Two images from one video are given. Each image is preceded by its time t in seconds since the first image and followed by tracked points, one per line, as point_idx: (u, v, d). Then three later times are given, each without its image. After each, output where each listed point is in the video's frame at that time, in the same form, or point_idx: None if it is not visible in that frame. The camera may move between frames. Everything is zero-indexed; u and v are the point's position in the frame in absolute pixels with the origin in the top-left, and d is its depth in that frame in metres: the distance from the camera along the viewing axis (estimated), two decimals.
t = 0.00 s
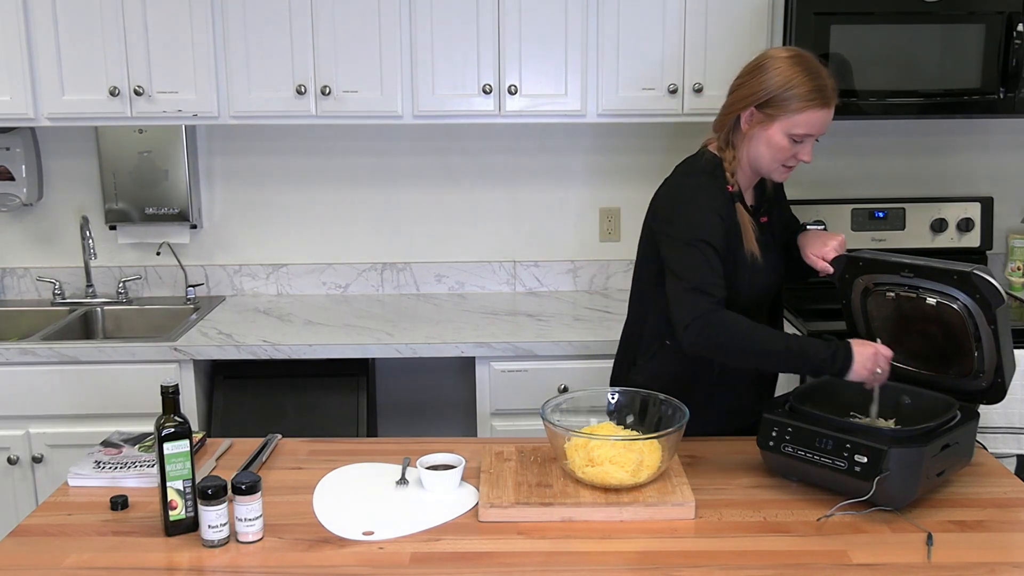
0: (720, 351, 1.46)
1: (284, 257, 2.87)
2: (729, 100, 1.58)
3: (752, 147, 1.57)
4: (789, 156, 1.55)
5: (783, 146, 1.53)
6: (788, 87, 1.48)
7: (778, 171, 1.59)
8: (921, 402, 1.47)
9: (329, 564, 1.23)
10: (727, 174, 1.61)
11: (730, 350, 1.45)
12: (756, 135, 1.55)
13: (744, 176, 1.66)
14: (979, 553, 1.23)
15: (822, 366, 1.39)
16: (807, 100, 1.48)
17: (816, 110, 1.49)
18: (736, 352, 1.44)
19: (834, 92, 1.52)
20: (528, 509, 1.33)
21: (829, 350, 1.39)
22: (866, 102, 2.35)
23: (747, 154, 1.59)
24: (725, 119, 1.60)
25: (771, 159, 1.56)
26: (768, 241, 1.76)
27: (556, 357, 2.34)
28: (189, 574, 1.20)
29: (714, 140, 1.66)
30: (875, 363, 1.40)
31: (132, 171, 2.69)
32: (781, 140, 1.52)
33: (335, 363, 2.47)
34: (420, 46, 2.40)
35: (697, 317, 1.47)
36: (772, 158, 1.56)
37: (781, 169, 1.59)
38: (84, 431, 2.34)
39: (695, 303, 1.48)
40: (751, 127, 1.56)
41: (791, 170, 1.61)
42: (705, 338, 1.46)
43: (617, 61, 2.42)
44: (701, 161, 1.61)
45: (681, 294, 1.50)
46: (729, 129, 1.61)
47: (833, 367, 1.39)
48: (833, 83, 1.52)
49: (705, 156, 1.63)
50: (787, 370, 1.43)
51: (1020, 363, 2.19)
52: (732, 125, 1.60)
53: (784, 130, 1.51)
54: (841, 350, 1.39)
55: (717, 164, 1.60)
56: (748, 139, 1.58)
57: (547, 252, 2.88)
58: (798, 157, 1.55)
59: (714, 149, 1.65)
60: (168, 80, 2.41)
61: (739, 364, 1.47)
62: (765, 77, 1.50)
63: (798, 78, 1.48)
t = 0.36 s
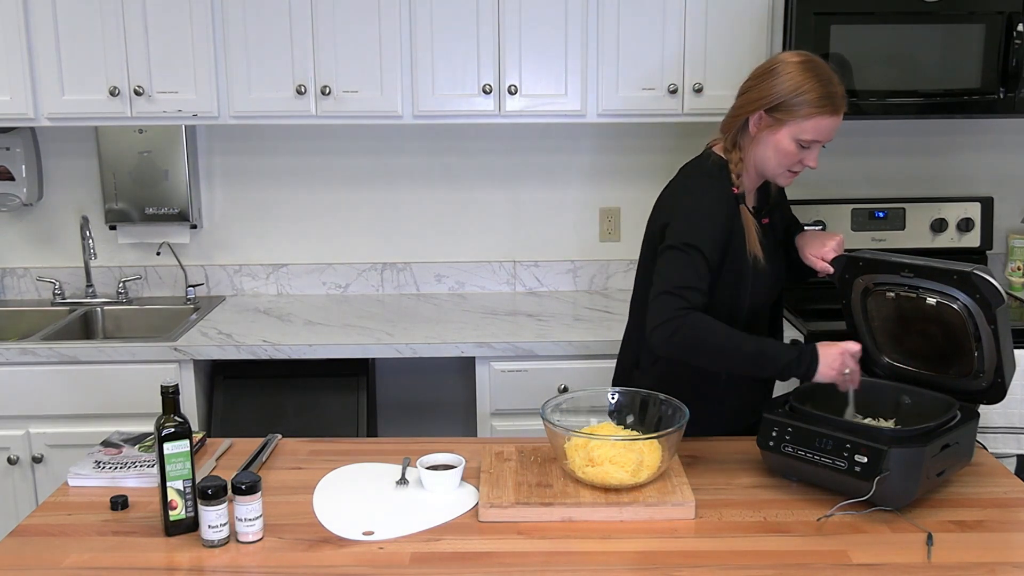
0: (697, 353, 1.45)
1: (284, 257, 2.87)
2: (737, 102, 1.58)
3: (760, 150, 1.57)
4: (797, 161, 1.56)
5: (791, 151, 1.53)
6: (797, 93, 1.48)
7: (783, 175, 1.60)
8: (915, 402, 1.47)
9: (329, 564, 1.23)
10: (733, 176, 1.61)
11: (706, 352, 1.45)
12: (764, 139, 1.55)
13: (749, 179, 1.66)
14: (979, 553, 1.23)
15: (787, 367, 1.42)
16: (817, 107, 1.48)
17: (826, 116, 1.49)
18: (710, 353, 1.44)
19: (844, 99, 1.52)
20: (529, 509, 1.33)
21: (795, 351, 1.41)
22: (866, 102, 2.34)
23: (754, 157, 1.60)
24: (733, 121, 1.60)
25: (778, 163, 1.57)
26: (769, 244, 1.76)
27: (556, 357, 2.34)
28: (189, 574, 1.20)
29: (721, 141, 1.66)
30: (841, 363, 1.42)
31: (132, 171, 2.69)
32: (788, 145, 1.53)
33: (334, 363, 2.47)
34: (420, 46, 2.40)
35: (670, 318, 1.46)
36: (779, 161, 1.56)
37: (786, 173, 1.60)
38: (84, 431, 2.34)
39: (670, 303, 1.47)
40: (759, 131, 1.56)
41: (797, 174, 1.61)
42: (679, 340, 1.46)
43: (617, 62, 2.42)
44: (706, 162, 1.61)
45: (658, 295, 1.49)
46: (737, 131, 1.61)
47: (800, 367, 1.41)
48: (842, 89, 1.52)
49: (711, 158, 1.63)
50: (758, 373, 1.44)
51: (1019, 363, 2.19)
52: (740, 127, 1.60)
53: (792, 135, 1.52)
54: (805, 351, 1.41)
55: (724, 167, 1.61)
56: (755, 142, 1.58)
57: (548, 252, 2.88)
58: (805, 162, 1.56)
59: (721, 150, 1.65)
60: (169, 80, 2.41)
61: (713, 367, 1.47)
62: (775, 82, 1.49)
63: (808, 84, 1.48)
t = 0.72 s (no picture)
0: (719, 347, 1.47)
1: (284, 257, 2.87)
2: (735, 103, 1.58)
3: (757, 151, 1.57)
4: (793, 162, 1.56)
5: (788, 152, 1.54)
6: (794, 95, 1.48)
7: (781, 175, 1.60)
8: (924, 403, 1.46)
9: (329, 564, 1.23)
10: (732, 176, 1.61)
11: (731, 346, 1.46)
12: (761, 139, 1.56)
13: (747, 180, 1.66)
14: (979, 553, 1.23)
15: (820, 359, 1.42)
16: (814, 108, 1.48)
17: (822, 118, 1.50)
18: (733, 345, 1.46)
19: (840, 99, 1.52)
20: (528, 509, 1.33)
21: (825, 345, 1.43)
22: (866, 102, 2.34)
23: (752, 157, 1.60)
24: (731, 121, 1.59)
25: (775, 163, 1.57)
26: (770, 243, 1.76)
27: (556, 357, 2.34)
28: (189, 574, 1.20)
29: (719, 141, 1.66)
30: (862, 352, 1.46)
31: (132, 171, 2.69)
32: (786, 146, 1.53)
33: (334, 363, 2.47)
34: (420, 46, 2.40)
35: (696, 312, 1.48)
36: (776, 162, 1.56)
37: (784, 173, 1.60)
38: (84, 431, 2.34)
39: (693, 297, 1.49)
40: (756, 131, 1.56)
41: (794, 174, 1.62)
42: (704, 334, 1.47)
43: (617, 62, 2.42)
44: (706, 163, 1.61)
45: (678, 290, 1.51)
46: (734, 132, 1.60)
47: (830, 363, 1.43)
48: (839, 90, 1.52)
49: (709, 158, 1.63)
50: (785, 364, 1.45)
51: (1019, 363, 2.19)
52: (737, 127, 1.59)
53: (789, 136, 1.52)
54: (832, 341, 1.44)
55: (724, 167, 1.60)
56: (752, 143, 1.58)
57: (548, 252, 2.88)
58: (802, 162, 1.56)
59: (719, 150, 1.65)
60: (169, 80, 2.41)
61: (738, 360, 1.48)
62: (772, 84, 1.49)
63: (805, 85, 1.48)
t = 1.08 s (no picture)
0: (735, 349, 1.46)
1: (284, 257, 2.87)
2: (733, 103, 1.58)
3: (753, 152, 1.57)
4: (789, 164, 1.56)
5: (784, 153, 1.53)
6: (792, 96, 1.48)
7: (777, 176, 1.60)
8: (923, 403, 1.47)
9: (329, 564, 1.23)
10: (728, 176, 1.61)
11: (748, 348, 1.45)
12: (757, 140, 1.55)
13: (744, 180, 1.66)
14: (979, 553, 1.23)
15: (829, 363, 1.41)
16: (811, 110, 1.48)
17: (820, 120, 1.49)
18: (750, 348, 1.45)
19: (838, 102, 1.52)
20: (528, 509, 1.33)
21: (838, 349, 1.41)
22: (865, 102, 2.34)
23: (748, 158, 1.59)
24: (728, 122, 1.59)
25: (771, 165, 1.57)
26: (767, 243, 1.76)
27: (556, 356, 2.34)
28: (189, 574, 1.20)
29: (716, 141, 1.66)
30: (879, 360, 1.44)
31: (132, 171, 2.69)
32: (782, 147, 1.53)
33: (334, 363, 2.47)
34: (420, 46, 2.40)
35: (711, 314, 1.47)
36: (772, 163, 1.56)
37: (780, 174, 1.60)
38: (84, 431, 2.34)
39: (706, 299, 1.48)
40: (753, 132, 1.56)
41: (791, 175, 1.61)
42: (719, 336, 1.46)
43: (617, 61, 2.42)
44: (703, 163, 1.61)
45: (691, 291, 1.50)
46: (731, 132, 1.61)
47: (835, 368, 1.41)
48: (837, 94, 1.52)
49: (706, 158, 1.63)
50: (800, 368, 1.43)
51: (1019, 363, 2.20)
52: (734, 127, 1.59)
53: (786, 137, 1.51)
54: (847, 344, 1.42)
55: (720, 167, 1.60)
56: (749, 143, 1.58)
57: (548, 252, 2.88)
58: (798, 164, 1.56)
59: (716, 150, 1.65)
60: (168, 80, 2.41)
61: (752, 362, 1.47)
62: (770, 85, 1.49)
63: (803, 87, 1.48)
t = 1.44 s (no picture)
0: (700, 348, 1.45)
1: (284, 257, 2.87)
2: (730, 102, 1.58)
3: (749, 151, 1.57)
4: (785, 164, 1.56)
5: (780, 153, 1.53)
6: (790, 96, 1.48)
7: (771, 177, 1.59)
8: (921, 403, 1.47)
9: (329, 564, 1.23)
10: (723, 175, 1.61)
11: (714, 350, 1.44)
12: (754, 139, 1.55)
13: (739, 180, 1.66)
14: (979, 553, 1.23)
15: (798, 363, 1.39)
16: (808, 111, 1.48)
17: (816, 120, 1.49)
18: (714, 348, 1.44)
19: (835, 104, 1.52)
20: (528, 509, 1.33)
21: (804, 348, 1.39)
22: (865, 102, 2.34)
23: (744, 157, 1.59)
24: (725, 120, 1.60)
25: (766, 164, 1.56)
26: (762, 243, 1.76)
27: (556, 356, 2.34)
28: (189, 574, 1.20)
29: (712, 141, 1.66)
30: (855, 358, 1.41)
31: (132, 171, 2.69)
32: (778, 147, 1.53)
33: (334, 363, 2.47)
34: (420, 46, 2.40)
35: (676, 312, 1.47)
36: (767, 163, 1.56)
37: (775, 175, 1.59)
38: (84, 431, 2.34)
39: (675, 296, 1.48)
40: (750, 131, 1.55)
41: (786, 176, 1.61)
42: (683, 334, 1.46)
43: (617, 61, 2.42)
44: (697, 163, 1.62)
45: (662, 290, 1.50)
46: (728, 131, 1.61)
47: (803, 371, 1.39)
48: (835, 95, 1.52)
49: (702, 158, 1.63)
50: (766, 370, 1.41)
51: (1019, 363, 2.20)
52: (731, 126, 1.59)
53: (782, 137, 1.51)
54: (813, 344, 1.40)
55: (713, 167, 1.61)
56: (745, 142, 1.58)
57: (548, 252, 2.88)
58: (793, 165, 1.56)
59: (713, 150, 1.65)
60: (169, 81, 2.41)
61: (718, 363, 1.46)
62: (768, 84, 1.49)
63: (801, 87, 1.48)
